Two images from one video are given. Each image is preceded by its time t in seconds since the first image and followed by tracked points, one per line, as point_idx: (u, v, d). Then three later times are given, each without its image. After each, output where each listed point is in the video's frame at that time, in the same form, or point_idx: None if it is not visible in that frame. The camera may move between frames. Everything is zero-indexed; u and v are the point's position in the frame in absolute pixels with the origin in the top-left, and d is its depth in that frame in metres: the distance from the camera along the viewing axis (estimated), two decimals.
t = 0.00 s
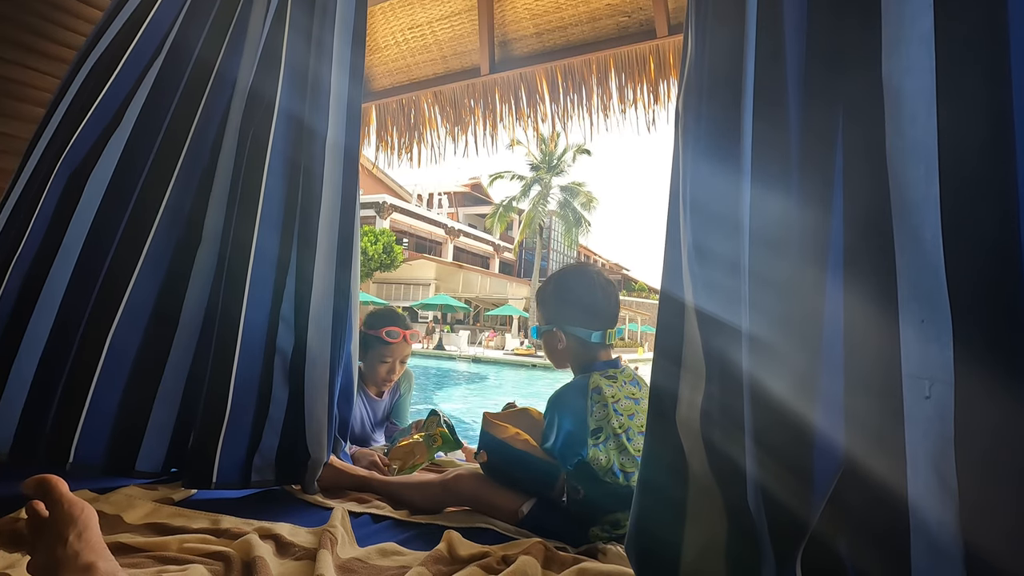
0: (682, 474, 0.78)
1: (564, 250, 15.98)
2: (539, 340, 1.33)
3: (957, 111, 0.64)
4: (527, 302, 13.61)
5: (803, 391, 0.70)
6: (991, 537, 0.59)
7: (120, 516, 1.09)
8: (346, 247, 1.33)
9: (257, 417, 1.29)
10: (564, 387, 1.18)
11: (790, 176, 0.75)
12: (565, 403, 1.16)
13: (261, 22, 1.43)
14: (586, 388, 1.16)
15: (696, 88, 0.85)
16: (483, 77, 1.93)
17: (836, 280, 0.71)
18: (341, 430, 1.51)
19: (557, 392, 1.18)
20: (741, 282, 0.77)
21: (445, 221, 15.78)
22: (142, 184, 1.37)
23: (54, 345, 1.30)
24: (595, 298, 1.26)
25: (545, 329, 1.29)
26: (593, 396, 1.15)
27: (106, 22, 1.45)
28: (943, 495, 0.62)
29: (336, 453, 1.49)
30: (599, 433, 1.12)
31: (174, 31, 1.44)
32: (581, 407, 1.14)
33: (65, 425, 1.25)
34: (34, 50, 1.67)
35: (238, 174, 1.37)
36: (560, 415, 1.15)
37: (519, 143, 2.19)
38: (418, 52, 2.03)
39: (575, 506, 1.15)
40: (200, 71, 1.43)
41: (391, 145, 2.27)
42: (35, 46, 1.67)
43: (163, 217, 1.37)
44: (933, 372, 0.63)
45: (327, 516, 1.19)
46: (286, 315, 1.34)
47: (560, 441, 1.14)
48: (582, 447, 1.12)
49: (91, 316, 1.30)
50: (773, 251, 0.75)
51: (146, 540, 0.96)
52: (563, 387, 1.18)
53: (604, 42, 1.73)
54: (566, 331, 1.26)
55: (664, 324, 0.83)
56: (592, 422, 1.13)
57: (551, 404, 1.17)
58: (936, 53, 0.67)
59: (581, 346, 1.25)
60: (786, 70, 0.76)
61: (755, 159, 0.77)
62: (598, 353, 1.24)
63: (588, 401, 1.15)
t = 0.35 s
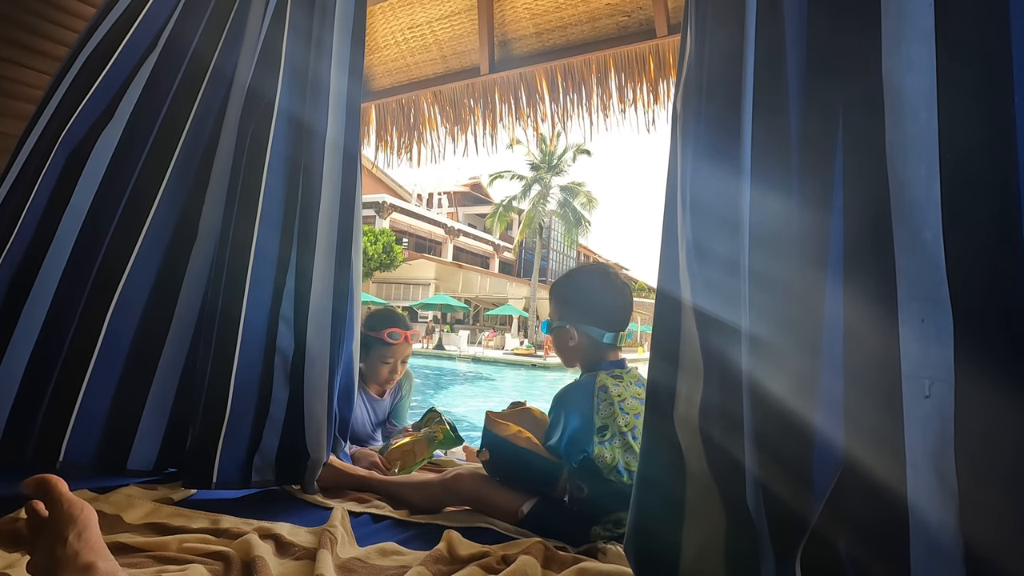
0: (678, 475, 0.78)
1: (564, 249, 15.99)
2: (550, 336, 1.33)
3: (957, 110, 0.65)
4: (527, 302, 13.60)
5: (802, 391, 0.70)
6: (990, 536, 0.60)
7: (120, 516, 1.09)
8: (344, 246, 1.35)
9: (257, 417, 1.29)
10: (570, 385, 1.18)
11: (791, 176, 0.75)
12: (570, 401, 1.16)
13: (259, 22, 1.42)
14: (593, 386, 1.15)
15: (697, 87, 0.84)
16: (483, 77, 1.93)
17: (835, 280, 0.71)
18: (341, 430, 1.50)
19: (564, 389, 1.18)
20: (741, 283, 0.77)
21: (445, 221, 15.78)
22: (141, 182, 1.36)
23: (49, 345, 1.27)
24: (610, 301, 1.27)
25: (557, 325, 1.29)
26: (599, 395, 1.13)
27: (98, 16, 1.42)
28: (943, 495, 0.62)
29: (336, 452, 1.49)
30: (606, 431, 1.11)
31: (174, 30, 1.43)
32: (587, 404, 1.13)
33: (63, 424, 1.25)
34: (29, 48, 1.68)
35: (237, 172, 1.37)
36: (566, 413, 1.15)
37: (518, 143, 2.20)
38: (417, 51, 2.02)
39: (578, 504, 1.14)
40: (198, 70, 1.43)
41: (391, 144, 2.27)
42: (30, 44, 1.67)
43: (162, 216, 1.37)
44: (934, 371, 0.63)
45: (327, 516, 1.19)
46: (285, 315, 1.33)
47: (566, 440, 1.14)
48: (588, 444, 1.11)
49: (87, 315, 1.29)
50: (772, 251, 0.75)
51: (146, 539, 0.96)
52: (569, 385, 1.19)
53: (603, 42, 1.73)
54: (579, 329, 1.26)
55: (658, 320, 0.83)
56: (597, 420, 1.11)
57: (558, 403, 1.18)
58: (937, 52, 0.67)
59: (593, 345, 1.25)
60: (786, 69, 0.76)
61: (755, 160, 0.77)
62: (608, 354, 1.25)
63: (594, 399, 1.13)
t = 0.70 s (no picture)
0: (676, 473, 0.78)
1: (564, 249, 16.01)
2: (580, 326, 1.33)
3: (957, 111, 0.65)
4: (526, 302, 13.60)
5: (803, 391, 0.70)
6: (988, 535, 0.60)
7: (119, 515, 1.09)
8: (343, 246, 1.35)
9: (257, 416, 1.29)
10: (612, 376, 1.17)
11: (792, 176, 0.75)
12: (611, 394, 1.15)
13: (258, 21, 1.42)
14: (635, 381, 1.16)
15: (698, 87, 0.84)
16: (483, 77, 1.92)
17: (836, 281, 0.71)
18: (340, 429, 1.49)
19: (606, 381, 1.17)
20: (742, 282, 0.76)
21: (445, 221, 15.77)
22: (140, 182, 1.36)
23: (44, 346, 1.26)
24: (639, 294, 1.30)
25: (589, 318, 1.31)
26: (639, 394, 1.15)
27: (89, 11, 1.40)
28: (942, 494, 0.62)
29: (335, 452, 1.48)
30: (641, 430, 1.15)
31: (171, 28, 1.42)
32: (629, 399, 1.14)
33: (63, 423, 1.25)
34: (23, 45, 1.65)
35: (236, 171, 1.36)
36: (606, 406, 1.14)
37: (518, 143, 2.20)
38: (417, 51, 2.02)
39: (585, 504, 1.13)
40: (197, 69, 1.43)
41: (391, 144, 2.27)
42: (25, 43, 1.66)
43: (161, 215, 1.36)
44: (933, 371, 0.63)
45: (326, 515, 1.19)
46: (285, 315, 1.33)
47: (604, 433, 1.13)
48: (624, 442, 1.12)
49: (87, 315, 1.29)
50: (773, 251, 0.75)
51: (146, 539, 0.96)
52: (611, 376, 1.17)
53: (603, 41, 1.72)
54: (614, 320, 1.27)
55: (657, 320, 0.82)
56: (638, 417, 1.14)
57: (600, 389, 1.15)
58: (937, 53, 0.67)
59: (625, 338, 1.26)
60: (787, 69, 0.76)
61: (755, 160, 0.77)
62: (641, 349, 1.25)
63: (634, 398, 1.15)
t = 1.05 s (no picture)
0: (676, 475, 0.77)
1: (564, 249, 16.02)
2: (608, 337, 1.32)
3: (956, 112, 0.65)
4: (527, 303, 13.60)
5: (803, 392, 0.70)
6: (988, 537, 0.60)
7: (119, 516, 1.09)
8: (346, 247, 1.36)
9: (257, 417, 1.29)
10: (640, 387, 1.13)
11: (793, 177, 0.75)
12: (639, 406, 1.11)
13: (258, 25, 1.42)
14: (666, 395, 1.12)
15: (696, 90, 0.84)
16: (483, 77, 1.92)
17: (837, 283, 0.71)
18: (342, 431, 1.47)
19: (639, 393, 1.12)
20: (741, 283, 0.76)
21: (445, 221, 15.78)
22: (140, 182, 1.36)
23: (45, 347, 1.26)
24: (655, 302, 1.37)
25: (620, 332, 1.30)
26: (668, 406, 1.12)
27: (85, 8, 1.38)
28: (942, 495, 0.62)
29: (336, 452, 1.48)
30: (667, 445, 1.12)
31: (172, 30, 1.42)
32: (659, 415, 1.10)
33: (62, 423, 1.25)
34: (15, 42, 1.64)
35: (234, 172, 1.36)
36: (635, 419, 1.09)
37: (519, 143, 2.20)
38: (418, 51, 2.02)
39: (604, 511, 1.14)
40: (198, 70, 1.43)
41: (391, 144, 2.27)
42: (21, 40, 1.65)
43: (161, 215, 1.36)
44: (933, 373, 0.63)
45: (326, 516, 1.19)
46: (285, 315, 1.33)
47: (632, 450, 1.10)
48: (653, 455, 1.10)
49: (87, 316, 1.29)
50: (773, 252, 0.75)
51: (146, 539, 0.96)
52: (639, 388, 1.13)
53: (604, 42, 1.72)
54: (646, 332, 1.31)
55: (655, 322, 0.82)
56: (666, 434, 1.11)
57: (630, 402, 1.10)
58: (936, 55, 0.67)
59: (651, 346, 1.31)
60: (786, 71, 0.76)
61: (755, 162, 0.77)
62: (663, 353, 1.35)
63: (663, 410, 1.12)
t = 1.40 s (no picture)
0: (669, 476, 0.77)
1: (564, 249, 16.01)
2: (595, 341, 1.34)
3: (961, 111, 0.65)
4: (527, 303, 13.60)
5: (802, 392, 0.70)
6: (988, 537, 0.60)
7: (119, 516, 1.09)
8: (346, 246, 1.38)
9: (257, 417, 1.29)
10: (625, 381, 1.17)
11: (792, 177, 0.75)
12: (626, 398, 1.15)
13: (257, 24, 1.42)
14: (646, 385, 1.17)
15: (691, 89, 0.84)
16: (482, 77, 1.92)
17: (835, 283, 0.71)
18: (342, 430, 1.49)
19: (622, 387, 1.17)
20: (739, 283, 0.76)
21: (445, 221, 15.78)
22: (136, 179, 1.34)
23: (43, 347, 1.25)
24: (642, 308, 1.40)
25: (609, 333, 1.31)
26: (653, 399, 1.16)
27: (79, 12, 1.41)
28: (943, 496, 0.62)
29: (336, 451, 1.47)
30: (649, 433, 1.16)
31: (169, 28, 1.43)
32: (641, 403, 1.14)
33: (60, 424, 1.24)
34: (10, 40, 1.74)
35: (234, 173, 1.35)
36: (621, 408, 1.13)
37: (518, 143, 2.20)
38: (418, 51, 2.02)
39: (599, 507, 1.13)
40: (198, 69, 1.43)
41: (391, 144, 2.28)
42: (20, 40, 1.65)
43: (161, 215, 1.36)
44: (932, 372, 0.63)
45: (326, 516, 1.19)
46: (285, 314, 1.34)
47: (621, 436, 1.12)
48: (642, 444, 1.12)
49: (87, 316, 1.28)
50: (771, 252, 0.75)
51: (146, 539, 0.96)
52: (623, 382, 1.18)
53: (604, 42, 1.72)
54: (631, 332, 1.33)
55: (650, 321, 0.82)
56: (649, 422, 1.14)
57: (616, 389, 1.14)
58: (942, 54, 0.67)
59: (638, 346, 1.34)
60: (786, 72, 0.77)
61: (754, 162, 0.77)
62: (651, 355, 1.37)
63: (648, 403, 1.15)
